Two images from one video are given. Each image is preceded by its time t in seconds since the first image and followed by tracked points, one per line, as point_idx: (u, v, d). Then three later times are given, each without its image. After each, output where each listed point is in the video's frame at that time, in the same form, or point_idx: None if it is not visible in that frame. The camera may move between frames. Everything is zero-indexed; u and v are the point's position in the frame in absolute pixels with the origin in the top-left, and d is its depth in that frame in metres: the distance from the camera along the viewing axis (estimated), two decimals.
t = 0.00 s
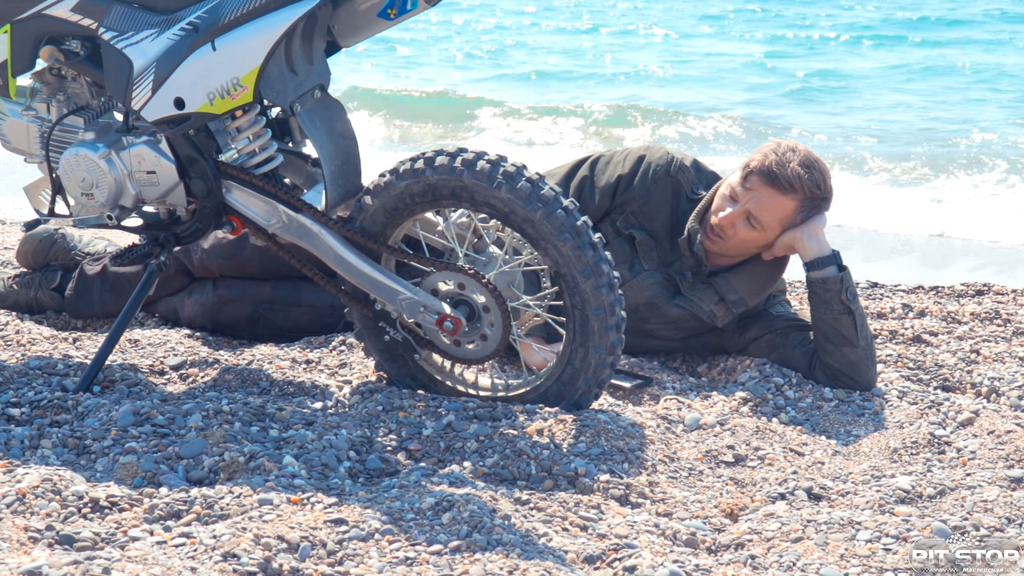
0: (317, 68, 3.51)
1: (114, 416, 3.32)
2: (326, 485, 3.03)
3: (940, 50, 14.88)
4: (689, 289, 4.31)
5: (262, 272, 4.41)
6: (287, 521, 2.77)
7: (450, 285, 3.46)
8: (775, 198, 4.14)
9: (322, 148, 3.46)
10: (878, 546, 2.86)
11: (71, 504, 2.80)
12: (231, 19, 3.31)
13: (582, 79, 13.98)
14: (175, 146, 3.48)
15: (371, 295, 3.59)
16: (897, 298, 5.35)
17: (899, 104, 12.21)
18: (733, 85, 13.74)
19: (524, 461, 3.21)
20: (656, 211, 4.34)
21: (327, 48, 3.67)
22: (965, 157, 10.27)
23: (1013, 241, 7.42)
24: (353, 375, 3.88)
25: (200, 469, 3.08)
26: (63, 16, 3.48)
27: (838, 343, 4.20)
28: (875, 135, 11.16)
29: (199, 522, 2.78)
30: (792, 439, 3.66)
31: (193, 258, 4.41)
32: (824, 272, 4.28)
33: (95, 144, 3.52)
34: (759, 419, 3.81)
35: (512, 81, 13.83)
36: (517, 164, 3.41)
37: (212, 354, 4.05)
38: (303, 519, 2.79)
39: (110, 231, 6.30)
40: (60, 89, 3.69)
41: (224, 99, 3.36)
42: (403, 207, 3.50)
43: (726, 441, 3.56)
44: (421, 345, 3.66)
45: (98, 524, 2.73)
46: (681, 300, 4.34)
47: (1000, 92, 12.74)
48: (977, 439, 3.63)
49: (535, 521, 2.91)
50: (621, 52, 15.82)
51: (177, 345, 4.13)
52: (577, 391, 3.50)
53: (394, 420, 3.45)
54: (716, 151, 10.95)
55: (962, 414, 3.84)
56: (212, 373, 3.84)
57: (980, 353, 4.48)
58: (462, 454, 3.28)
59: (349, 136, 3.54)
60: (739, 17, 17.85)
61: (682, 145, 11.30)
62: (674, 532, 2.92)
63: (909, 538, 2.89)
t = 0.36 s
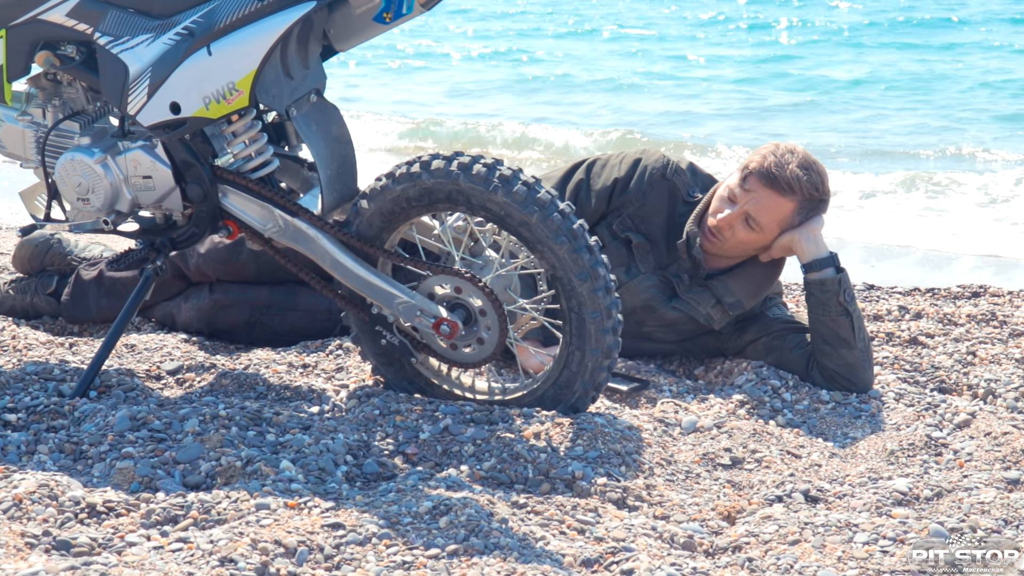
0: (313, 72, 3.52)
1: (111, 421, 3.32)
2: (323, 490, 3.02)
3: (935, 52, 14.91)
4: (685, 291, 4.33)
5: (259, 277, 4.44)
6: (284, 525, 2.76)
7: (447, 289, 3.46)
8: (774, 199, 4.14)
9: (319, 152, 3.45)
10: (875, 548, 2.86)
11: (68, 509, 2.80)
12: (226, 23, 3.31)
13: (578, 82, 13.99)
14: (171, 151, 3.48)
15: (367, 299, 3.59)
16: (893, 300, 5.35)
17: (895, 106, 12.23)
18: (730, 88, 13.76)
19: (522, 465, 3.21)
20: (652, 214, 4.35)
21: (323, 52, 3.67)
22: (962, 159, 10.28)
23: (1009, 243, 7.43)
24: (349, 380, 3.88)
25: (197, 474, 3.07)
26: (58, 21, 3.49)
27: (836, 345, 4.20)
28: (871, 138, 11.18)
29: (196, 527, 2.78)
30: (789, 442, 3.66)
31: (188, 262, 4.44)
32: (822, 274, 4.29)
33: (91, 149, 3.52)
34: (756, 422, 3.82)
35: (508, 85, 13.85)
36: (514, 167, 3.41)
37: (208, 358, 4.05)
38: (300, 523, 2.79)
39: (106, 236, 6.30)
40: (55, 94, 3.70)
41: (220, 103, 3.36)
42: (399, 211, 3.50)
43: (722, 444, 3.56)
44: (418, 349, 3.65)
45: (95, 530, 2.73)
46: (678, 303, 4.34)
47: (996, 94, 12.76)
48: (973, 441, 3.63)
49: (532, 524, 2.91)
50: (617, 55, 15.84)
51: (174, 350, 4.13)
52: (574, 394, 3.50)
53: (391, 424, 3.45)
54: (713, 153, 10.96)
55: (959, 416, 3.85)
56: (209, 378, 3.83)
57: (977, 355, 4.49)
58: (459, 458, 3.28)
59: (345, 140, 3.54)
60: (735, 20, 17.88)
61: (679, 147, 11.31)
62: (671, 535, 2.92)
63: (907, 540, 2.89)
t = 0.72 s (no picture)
0: (310, 75, 3.53)
1: (108, 424, 3.32)
2: (321, 493, 3.02)
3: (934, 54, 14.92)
4: (684, 294, 4.32)
5: (255, 280, 4.45)
6: (281, 528, 2.76)
7: (444, 291, 3.46)
8: (776, 200, 4.14)
9: (316, 155, 3.45)
10: (873, 551, 2.85)
11: (65, 512, 2.79)
12: (224, 26, 3.32)
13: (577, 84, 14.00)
14: (168, 154, 3.48)
15: (365, 301, 3.59)
16: (890, 302, 5.35)
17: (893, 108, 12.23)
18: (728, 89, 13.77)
19: (519, 467, 3.21)
20: (649, 216, 4.35)
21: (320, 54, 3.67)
22: (960, 160, 10.29)
23: (1007, 245, 7.44)
24: (347, 382, 3.88)
25: (195, 477, 3.07)
26: (55, 24, 3.49)
27: (835, 346, 4.21)
28: (870, 139, 11.18)
29: (193, 530, 2.77)
30: (787, 444, 3.66)
31: (185, 265, 4.44)
32: (822, 275, 4.29)
33: (88, 152, 3.52)
34: (753, 424, 3.81)
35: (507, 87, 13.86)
36: (511, 170, 3.41)
37: (206, 361, 4.05)
38: (298, 526, 2.78)
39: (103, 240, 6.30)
40: (52, 97, 3.71)
41: (218, 106, 3.35)
42: (396, 214, 3.50)
43: (720, 446, 3.56)
44: (416, 351, 3.65)
45: (92, 533, 2.73)
46: (676, 305, 4.34)
47: (994, 96, 12.77)
48: (971, 443, 3.63)
49: (530, 527, 2.91)
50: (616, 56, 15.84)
51: (172, 353, 4.13)
52: (571, 397, 3.50)
53: (388, 427, 3.44)
54: (711, 154, 10.96)
55: (957, 418, 3.85)
56: (206, 381, 3.84)
57: (975, 357, 4.49)
58: (456, 461, 3.28)
59: (342, 142, 3.55)
60: (733, 23, 17.90)
61: (678, 148, 11.31)
62: (669, 537, 2.92)
63: (904, 542, 2.89)
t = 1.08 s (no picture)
0: (310, 76, 3.54)
1: (107, 424, 3.32)
2: (319, 493, 3.02)
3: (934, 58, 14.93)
4: (685, 294, 4.32)
5: (254, 279, 4.45)
6: (279, 529, 2.76)
7: (444, 293, 3.46)
8: (800, 201, 4.25)
9: (316, 156, 3.46)
10: (871, 554, 2.85)
11: (64, 512, 2.79)
12: (224, 27, 3.32)
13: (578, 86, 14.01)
14: (168, 155, 3.48)
15: (364, 302, 3.59)
16: (889, 305, 5.35)
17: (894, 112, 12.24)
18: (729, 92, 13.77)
19: (518, 469, 3.21)
20: (650, 217, 4.34)
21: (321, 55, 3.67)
22: (960, 164, 10.29)
23: (1007, 249, 7.44)
24: (346, 383, 3.88)
25: (193, 477, 3.07)
26: (55, 24, 3.49)
27: (843, 342, 4.22)
28: (870, 142, 11.19)
29: (192, 531, 2.77)
30: (785, 447, 3.66)
31: (184, 265, 4.45)
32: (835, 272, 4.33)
33: (88, 153, 3.52)
34: (752, 427, 3.81)
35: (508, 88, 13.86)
36: (511, 172, 3.41)
37: (205, 361, 4.05)
38: (296, 527, 2.78)
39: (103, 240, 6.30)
40: (52, 97, 3.71)
41: (218, 106, 3.35)
42: (396, 215, 3.50)
43: (719, 448, 3.56)
44: (415, 352, 3.65)
45: (91, 533, 2.73)
46: (676, 306, 4.33)
47: (994, 100, 12.78)
48: (970, 446, 3.63)
49: (528, 528, 2.91)
50: (617, 58, 15.85)
51: (171, 353, 4.13)
52: (570, 399, 3.50)
53: (387, 428, 3.44)
54: (712, 157, 10.96)
55: (956, 421, 3.85)
56: (205, 381, 3.84)
57: (974, 360, 4.49)
58: (455, 462, 3.28)
59: (342, 143, 3.55)
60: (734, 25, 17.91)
61: (678, 150, 11.31)
62: (667, 539, 2.92)
63: (903, 545, 2.89)
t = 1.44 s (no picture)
0: (311, 76, 3.54)
1: (107, 422, 3.32)
2: (319, 493, 3.02)
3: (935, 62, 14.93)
4: (685, 296, 4.31)
5: (255, 279, 4.45)
6: (279, 529, 2.76)
7: (444, 293, 3.46)
8: (791, 201, 4.20)
9: (316, 155, 3.46)
10: (870, 556, 2.85)
11: (63, 511, 2.79)
12: (226, 26, 3.32)
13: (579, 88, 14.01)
14: (169, 153, 3.48)
15: (364, 302, 3.59)
16: (890, 308, 5.35)
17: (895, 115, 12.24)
18: (730, 95, 13.78)
19: (517, 470, 3.21)
20: (651, 219, 4.35)
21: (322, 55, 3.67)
22: (961, 168, 10.29)
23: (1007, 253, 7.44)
24: (346, 383, 3.88)
25: (193, 476, 3.07)
26: (57, 23, 3.49)
27: (838, 348, 4.20)
28: (871, 146, 11.19)
29: (191, 530, 2.77)
30: (785, 449, 3.66)
31: (186, 264, 4.45)
32: (829, 277, 4.32)
33: (89, 151, 3.52)
34: (752, 429, 3.81)
35: (509, 90, 13.87)
36: (512, 173, 3.41)
37: (205, 361, 4.05)
38: (295, 526, 2.78)
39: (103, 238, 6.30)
40: (53, 96, 3.70)
41: (219, 106, 3.35)
42: (397, 215, 3.50)
43: (718, 450, 3.56)
44: (415, 353, 3.65)
45: (90, 532, 2.73)
46: (677, 307, 4.31)
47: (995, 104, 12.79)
48: (969, 449, 3.63)
49: (527, 529, 2.90)
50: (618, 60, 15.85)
51: (171, 352, 4.13)
52: (570, 400, 3.50)
53: (387, 428, 3.44)
54: (713, 159, 10.96)
55: (955, 424, 3.85)
56: (205, 380, 3.83)
57: (974, 363, 4.49)
58: (454, 463, 3.28)
59: (343, 143, 3.56)
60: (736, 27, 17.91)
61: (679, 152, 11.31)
62: (666, 541, 2.92)
63: (902, 548, 2.89)
